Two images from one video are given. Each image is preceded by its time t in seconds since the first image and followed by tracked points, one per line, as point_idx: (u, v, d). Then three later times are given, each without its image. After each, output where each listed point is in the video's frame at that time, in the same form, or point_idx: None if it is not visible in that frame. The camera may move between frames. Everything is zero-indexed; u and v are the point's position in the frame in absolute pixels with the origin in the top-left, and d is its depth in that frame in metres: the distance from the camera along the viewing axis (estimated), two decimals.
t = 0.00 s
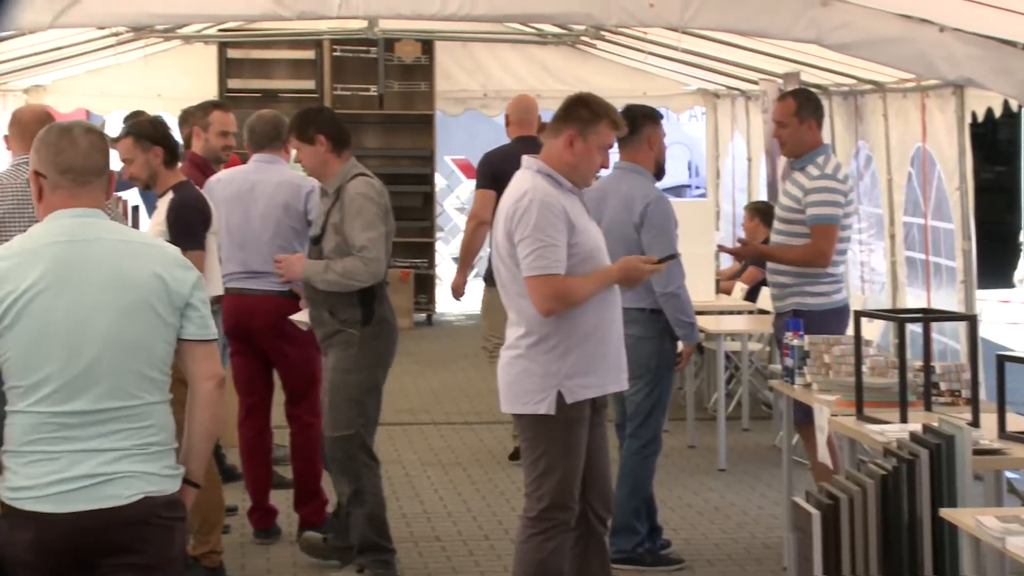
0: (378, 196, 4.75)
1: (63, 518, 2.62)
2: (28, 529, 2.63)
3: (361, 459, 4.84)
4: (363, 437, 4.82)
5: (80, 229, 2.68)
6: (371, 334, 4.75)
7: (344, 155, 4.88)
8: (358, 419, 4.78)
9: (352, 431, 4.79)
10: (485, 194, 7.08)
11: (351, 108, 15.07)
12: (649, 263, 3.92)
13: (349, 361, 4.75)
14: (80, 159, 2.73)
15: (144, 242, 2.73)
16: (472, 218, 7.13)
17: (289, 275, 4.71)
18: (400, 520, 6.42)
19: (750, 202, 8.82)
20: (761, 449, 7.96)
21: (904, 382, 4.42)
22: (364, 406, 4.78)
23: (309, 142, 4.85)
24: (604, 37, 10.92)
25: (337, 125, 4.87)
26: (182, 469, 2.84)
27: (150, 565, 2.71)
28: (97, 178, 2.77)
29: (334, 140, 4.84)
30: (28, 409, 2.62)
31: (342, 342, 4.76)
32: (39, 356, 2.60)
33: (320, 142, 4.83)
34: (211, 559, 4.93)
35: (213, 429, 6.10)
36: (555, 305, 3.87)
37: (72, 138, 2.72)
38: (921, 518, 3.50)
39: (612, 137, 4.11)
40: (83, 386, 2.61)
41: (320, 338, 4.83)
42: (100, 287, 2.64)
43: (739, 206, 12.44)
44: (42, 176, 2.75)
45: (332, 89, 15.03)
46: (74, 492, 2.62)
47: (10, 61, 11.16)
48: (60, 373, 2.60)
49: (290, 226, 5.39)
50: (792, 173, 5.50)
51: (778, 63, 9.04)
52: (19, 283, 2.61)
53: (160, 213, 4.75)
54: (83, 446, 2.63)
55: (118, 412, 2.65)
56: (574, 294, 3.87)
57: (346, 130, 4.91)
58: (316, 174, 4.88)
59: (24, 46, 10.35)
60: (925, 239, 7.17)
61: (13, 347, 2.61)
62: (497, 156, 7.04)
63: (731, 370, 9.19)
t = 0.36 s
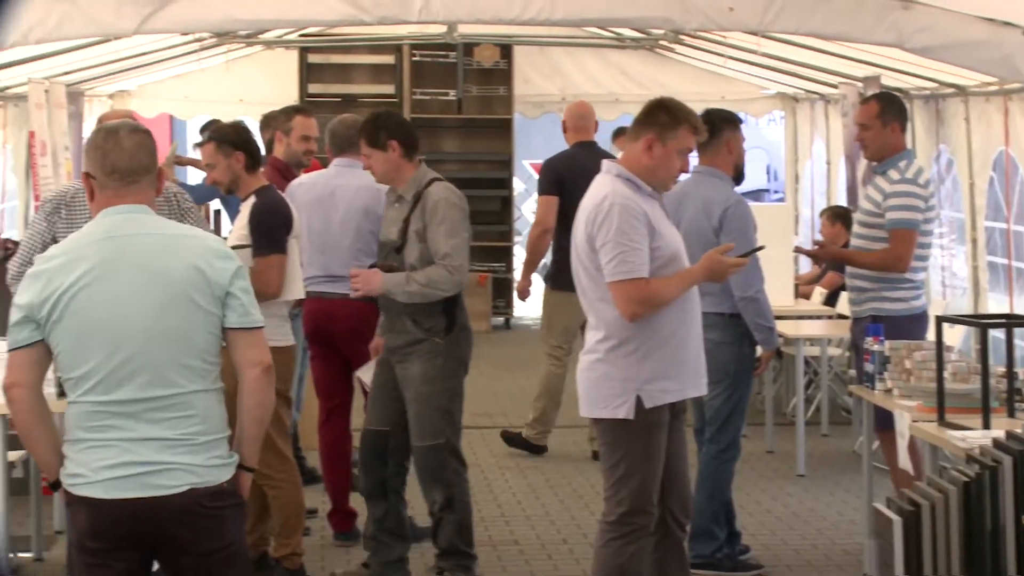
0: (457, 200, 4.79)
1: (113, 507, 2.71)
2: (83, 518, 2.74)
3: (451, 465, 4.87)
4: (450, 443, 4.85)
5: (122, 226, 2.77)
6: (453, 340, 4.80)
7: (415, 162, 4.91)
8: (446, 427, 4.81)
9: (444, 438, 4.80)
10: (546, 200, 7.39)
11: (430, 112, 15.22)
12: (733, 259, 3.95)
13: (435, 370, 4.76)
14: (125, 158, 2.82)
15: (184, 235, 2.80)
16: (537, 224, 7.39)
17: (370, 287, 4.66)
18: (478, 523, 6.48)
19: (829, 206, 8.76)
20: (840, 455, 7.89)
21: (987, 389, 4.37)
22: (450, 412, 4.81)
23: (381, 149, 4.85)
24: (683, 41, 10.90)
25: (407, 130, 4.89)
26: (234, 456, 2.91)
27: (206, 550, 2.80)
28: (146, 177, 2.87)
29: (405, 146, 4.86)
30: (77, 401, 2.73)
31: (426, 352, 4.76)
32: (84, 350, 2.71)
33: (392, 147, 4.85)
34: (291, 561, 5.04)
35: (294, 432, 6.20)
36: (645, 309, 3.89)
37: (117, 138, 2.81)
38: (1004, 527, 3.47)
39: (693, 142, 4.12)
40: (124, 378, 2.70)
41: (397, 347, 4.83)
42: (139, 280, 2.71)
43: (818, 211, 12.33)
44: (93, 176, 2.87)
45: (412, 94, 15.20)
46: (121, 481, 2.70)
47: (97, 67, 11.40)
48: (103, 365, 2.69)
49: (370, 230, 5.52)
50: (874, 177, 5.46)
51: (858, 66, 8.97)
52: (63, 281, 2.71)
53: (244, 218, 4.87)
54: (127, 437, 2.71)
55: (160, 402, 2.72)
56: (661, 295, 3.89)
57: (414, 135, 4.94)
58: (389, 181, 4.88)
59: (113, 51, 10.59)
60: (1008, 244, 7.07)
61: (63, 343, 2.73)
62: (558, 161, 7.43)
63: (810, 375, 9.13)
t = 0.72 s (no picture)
0: (510, 206, 4.84)
1: (209, 500, 2.80)
2: (182, 511, 2.83)
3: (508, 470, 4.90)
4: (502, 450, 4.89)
5: (228, 230, 2.86)
6: (503, 350, 4.84)
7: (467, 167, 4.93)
8: (495, 436, 4.84)
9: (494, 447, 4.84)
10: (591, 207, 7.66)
11: (515, 115, 15.29)
12: (826, 260, 3.96)
13: (486, 380, 4.80)
14: (236, 163, 2.94)
15: (286, 241, 2.88)
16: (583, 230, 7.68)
17: (428, 303, 4.72)
18: (564, 526, 6.53)
19: (918, 209, 8.66)
20: (929, 460, 7.80)
21: None
22: (501, 420, 4.85)
23: (431, 155, 4.87)
24: (770, 43, 10.83)
25: (458, 136, 4.89)
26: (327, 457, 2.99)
27: (296, 548, 2.87)
28: (255, 182, 2.98)
29: (456, 151, 4.87)
30: (180, 397, 2.83)
31: (477, 362, 4.81)
32: (187, 348, 2.81)
33: (443, 154, 4.86)
34: (378, 562, 5.12)
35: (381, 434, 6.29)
36: (737, 312, 3.91)
37: (229, 144, 2.94)
38: None
39: (782, 149, 4.14)
40: (223, 377, 2.79)
41: (446, 359, 4.88)
42: (241, 285, 2.80)
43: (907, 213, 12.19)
44: (204, 179, 2.98)
45: (498, 96, 15.27)
46: (217, 476, 2.80)
47: (188, 71, 11.63)
48: (204, 364, 2.79)
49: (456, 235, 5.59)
50: (964, 180, 5.41)
51: (948, 68, 8.85)
52: (169, 281, 2.82)
53: (333, 222, 4.95)
54: (226, 433, 2.80)
55: (257, 402, 2.81)
56: (751, 297, 3.90)
57: (466, 140, 4.93)
58: (440, 187, 4.92)
59: (203, 55, 10.81)
60: None
61: (167, 341, 2.83)
62: (603, 170, 7.68)
63: (899, 380, 9.03)
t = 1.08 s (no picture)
0: (553, 207, 4.71)
1: (342, 494, 2.88)
2: (316, 503, 2.92)
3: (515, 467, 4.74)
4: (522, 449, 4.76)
5: (366, 230, 2.95)
6: (535, 349, 4.74)
7: (519, 165, 4.86)
8: (502, 430, 4.72)
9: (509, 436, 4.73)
10: (637, 205, 7.91)
11: (597, 116, 15.26)
12: (908, 261, 3.95)
13: (507, 371, 4.73)
14: (375, 164, 3.04)
15: (422, 242, 2.97)
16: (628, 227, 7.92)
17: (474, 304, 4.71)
18: (644, 526, 6.56)
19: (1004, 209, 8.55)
20: (1014, 463, 7.69)
21: None
22: (518, 419, 4.72)
23: (481, 156, 4.86)
24: (854, 43, 10.77)
25: (507, 136, 4.86)
26: (454, 450, 3.07)
27: (422, 539, 2.95)
28: (390, 184, 3.07)
29: (504, 150, 4.83)
30: (314, 392, 2.91)
31: (506, 354, 4.75)
32: (324, 345, 2.89)
33: (492, 154, 4.83)
34: (463, 562, 5.20)
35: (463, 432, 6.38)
36: (819, 313, 3.92)
37: (370, 145, 3.03)
38: None
39: (868, 149, 4.13)
40: (361, 373, 2.87)
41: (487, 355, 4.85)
42: (380, 284, 2.88)
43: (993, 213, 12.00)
44: (342, 176, 3.07)
45: (580, 97, 15.25)
46: (354, 470, 2.88)
47: (273, 73, 11.85)
48: (342, 360, 2.87)
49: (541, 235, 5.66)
50: None
51: None
52: (309, 280, 2.90)
53: (422, 221, 5.03)
54: (363, 429, 2.89)
55: (394, 399, 2.89)
56: (834, 299, 3.91)
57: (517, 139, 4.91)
58: (494, 188, 4.88)
59: (288, 57, 11.03)
60: None
61: (305, 337, 2.91)
62: (655, 167, 7.88)
63: (984, 382, 8.91)
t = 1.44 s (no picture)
0: (588, 207, 4.61)
1: (441, 483, 2.97)
2: (416, 493, 3.00)
3: (602, 481, 4.72)
4: (607, 458, 4.73)
5: (475, 226, 3.05)
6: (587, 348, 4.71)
7: (580, 163, 4.85)
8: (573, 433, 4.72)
9: (594, 452, 4.70)
10: (708, 202, 7.87)
11: (679, 115, 15.22)
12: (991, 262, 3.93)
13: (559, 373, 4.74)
14: (490, 165, 3.13)
15: (531, 241, 3.06)
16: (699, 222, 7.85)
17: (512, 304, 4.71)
18: (725, 526, 6.57)
19: None
20: None
21: None
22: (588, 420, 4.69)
23: (542, 154, 4.89)
24: (939, 41, 10.65)
25: (567, 134, 4.85)
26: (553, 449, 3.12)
27: (510, 532, 2.99)
28: (504, 185, 3.16)
29: (563, 149, 4.84)
30: (420, 382, 3.01)
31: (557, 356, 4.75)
32: (432, 335, 2.98)
33: (551, 153, 4.87)
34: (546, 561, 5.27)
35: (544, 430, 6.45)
36: (900, 313, 3.92)
37: (486, 146, 3.13)
38: None
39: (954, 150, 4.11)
40: (465, 365, 2.96)
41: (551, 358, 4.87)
42: (486, 279, 2.97)
43: None
44: (455, 175, 3.16)
45: (661, 96, 15.22)
46: (454, 459, 2.96)
47: (354, 74, 12.02)
48: (447, 351, 2.96)
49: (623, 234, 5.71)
50: None
51: None
52: (419, 271, 3.00)
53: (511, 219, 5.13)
54: (464, 420, 2.97)
55: (495, 391, 2.97)
56: (916, 300, 3.91)
57: (578, 136, 4.89)
58: (556, 186, 4.93)
59: (370, 57, 11.17)
60: None
61: (412, 327, 3.01)
62: (723, 167, 7.87)
63: None
